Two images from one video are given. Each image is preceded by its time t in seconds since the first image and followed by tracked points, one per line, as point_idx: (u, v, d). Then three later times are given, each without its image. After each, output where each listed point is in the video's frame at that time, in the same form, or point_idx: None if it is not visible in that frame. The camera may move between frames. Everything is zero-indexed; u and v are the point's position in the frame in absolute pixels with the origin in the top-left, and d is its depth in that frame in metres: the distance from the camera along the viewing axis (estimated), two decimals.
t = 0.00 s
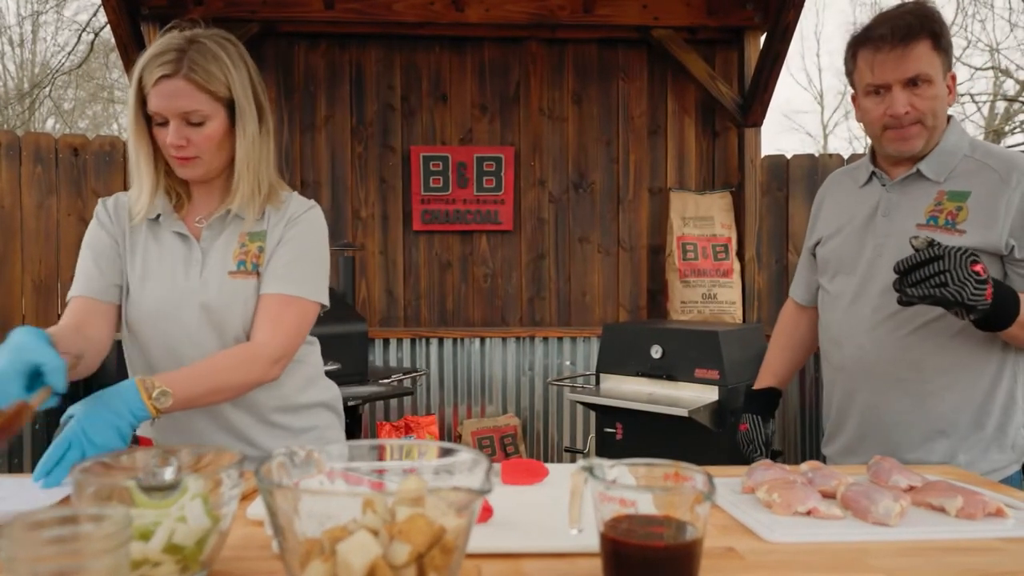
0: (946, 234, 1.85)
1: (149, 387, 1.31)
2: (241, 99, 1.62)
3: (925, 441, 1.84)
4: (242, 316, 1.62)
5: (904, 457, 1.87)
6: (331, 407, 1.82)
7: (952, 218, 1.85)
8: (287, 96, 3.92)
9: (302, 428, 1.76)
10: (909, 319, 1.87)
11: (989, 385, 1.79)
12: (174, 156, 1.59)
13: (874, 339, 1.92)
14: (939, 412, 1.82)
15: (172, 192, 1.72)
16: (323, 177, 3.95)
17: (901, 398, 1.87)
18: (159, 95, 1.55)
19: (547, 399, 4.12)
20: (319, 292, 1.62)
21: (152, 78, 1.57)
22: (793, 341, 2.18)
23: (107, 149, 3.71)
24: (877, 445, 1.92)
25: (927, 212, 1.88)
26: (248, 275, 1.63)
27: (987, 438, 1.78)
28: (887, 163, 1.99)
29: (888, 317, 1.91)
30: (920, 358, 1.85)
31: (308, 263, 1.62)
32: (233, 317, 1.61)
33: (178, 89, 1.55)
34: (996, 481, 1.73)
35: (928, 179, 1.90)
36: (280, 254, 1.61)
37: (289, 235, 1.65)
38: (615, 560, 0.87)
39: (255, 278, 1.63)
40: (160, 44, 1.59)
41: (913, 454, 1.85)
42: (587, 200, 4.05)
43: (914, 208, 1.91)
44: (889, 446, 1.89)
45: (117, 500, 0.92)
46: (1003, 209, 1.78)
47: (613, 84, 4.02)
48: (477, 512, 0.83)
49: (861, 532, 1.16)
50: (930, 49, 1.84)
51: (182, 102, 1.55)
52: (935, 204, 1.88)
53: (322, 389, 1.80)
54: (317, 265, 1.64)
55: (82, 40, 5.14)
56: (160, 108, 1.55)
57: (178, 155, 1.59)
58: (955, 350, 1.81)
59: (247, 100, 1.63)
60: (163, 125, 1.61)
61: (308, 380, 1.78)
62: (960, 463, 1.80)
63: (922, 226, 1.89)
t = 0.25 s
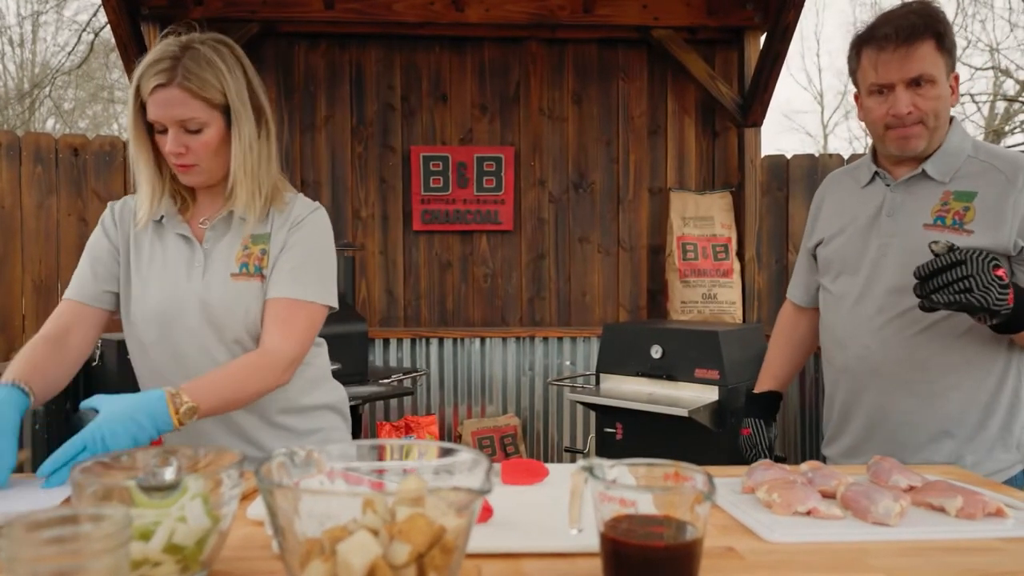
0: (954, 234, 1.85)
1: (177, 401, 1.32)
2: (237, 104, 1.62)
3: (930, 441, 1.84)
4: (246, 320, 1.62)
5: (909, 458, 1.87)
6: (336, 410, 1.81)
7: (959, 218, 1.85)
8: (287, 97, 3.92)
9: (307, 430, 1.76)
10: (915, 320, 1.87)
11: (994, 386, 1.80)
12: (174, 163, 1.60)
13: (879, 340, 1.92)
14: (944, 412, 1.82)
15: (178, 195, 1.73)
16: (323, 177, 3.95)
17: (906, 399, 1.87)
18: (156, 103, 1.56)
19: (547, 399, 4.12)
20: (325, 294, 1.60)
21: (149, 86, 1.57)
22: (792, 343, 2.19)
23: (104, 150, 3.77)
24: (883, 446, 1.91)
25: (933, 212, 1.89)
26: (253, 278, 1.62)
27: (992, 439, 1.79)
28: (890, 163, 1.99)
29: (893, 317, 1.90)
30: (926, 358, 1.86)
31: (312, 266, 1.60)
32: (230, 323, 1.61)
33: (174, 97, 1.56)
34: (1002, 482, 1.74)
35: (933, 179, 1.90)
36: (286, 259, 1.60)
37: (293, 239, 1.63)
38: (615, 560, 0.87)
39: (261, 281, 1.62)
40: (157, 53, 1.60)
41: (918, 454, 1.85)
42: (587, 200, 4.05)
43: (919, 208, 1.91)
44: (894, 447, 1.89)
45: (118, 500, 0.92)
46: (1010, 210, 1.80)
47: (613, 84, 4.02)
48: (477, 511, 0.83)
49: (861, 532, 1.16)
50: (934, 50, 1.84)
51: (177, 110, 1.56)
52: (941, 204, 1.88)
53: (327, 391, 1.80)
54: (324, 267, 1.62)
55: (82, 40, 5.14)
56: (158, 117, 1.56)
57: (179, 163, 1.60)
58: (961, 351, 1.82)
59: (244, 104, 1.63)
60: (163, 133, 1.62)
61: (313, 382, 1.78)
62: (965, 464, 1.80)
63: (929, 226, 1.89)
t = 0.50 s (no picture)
0: (958, 234, 1.85)
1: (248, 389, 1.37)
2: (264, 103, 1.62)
3: (935, 442, 1.84)
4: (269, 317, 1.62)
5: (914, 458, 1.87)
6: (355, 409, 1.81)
7: (963, 218, 1.85)
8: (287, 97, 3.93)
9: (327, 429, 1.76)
10: (919, 320, 1.87)
11: (998, 386, 1.80)
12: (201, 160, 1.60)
13: (884, 340, 1.92)
14: (949, 412, 1.82)
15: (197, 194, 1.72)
16: (323, 177, 3.95)
17: (911, 399, 1.87)
18: (187, 100, 1.56)
19: (547, 399, 4.12)
20: (351, 292, 1.60)
21: (180, 83, 1.57)
22: (794, 344, 2.18)
23: (104, 151, 3.81)
24: (888, 446, 1.91)
25: (936, 212, 1.88)
26: (276, 275, 1.62)
27: (996, 440, 1.80)
28: (892, 163, 1.99)
29: (898, 317, 1.90)
30: (930, 358, 1.86)
31: (338, 266, 1.61)
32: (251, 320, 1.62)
33: (204, 95, 1.57)
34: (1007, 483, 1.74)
35: (935, 179, 1.90)
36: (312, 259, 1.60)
37: (317, 240, 1.63)
38: (615, 560, 0.87)
39: (285, 279, 1.63)
40: (186, 50, 1.60)
41: (923, 454, 1.86)
42: (587, 200, 4.05)
43: (922, 208, 1.91)
44: (899, 447, 1.90)
45: (119, 500, 0.92)
46: (1013, 210, 1.80)
47: (613, 84, 4.02)
48: (477, 511, 0.84)
49: (861, 532, 1.16)
50: (939, 50, 1.84)
51: (209, 108, 1.56)
52: (944, 204, 1.88)
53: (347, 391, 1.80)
54: (349, 269, 1.63)
55: (83, 40, 5.22)
56: (188, 114, 1.56)
57: (207, 160, 1.60)
58: (965, 351, 1.82)
59: (271, 103, 1.64)
60: (190, 131, 1.62)
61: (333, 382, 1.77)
62: (969, 463, 1.81)
63: (933, 226, 1.88)
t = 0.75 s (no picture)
0: (960, 235, 1.84)
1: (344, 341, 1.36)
2: (327, 104, 1.64)
3: (938, 442, 1.84)
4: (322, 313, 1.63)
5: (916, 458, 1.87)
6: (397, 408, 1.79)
7: (964, 218, 1.85)
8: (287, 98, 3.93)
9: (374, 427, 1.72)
10: (922, 320, 1.87)
11: (1000, 386, 1.81)
12: (264, 157, 1.59)
13: (886, 340, 1.92)
14: (952, 412, 1.82)
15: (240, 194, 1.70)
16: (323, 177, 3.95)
17: (914, 399, 1.87)
18: (257, 97, 1.56)
19: (547, 399, 4.12)
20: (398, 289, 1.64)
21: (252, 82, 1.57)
22: (797, 344, 2.18)
23: (106, 149, 3.71)
24: (890, 447, 1.91)
25: (938, 212, 1.88)
26: (326, 272, 1.63)
27: (998, 439, 1.81)
28: (892, 163, 1.99)
29: (900, 318, 1.90)
30: (933, 358, 1.85)
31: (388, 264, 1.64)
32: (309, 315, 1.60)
33: (278, 92, 1.57)
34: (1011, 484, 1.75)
35: (937, 180, 1.90)
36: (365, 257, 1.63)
37: (368, 238, 1.66)
38: (615, 560, 0.87)
39: (334, 275, 1.63)
40: (253, 51, 1.61)
41: (924, 454, 1.86)
42: (587, 200, 4.05)
43: (924, 209, 1.91)
44: (901, 448, 1.90)
45: (119, 500, 0.92)
46: (1015, 210, 1.80)
47: (613, 84, 4.02)
48: (477, 511, 0.83)
49: (861, 532, 1.16)
50: (923, 54, 1.86)
51: (280, 105, 1.57)
52: (946, 204, 1.88)
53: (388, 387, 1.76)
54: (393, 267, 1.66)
55: (83, 40, 4.97)
56: (258, 111, 1.56)
57: (271, 157, 1.59)
58: (967, 351, 1.82)
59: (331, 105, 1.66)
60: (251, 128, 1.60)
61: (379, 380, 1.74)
62: (970, 464, 1.81)
63: (934, 226, 1.88)
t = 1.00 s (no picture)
0: (956, 235, 1.84)
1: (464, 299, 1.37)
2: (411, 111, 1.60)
3: (934, 442, 1.84)
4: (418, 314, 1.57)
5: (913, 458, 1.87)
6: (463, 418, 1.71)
7: (962, 219, 1.85)
8: (287, 98, 3.93)
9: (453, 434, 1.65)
10: (917, 320, 1.87)
11: (998, 386, 1.80)
12: (353, 165, 1.54)
13: (883, 340, 1.92)
14: (948, 412, 1.82)
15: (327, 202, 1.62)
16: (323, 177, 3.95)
17: (911, 399, 1.87)
18: (351, 103, 1.51)
19: (547, 399, 4.12)
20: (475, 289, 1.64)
21: (345, 88, 1.51)
22: (801, 341, 2.18)
23: (106, 150, 3.71)
24: (887, 446, 1.91)
25: (936, 212, 1.88)
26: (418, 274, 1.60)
27: (995, 439, 1.79)
28: (892, 163, 1.99)
29: (896, 317, 1.90)
30: (930, 358, 1.85)
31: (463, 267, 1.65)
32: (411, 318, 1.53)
33: (372, 97, 1.52)
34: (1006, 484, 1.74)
35: (936, 180, 1.90)
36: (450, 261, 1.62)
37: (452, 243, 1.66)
38: (616, 561, 0.87)
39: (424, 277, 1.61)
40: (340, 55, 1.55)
41: (922, 454, 1.86)
42: (587, 201, 4.05)
43: (922, 209, 1.91)
44: (898, 447, 1.90)
45: (119, 500, 0.91)
46: (1013, 210, 1.79)
47: (613, 83, 4.02)
48: (477, 511, 0.83)
49: (861, 532, 1.16)
50: (918, 56, 1.86)
51: (375, 113, 1.52)
52: (944, 204, 1.88)
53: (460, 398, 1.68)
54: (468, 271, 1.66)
55: (82, 40, 5.00)
56: (352, 117, 1.51)
57: (362, 165, 1.54)
58: (964, 350, 1.81)
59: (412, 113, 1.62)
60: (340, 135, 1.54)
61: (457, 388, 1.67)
62: (967, 464, 1.81)
63: (931, 226, 1.88)
